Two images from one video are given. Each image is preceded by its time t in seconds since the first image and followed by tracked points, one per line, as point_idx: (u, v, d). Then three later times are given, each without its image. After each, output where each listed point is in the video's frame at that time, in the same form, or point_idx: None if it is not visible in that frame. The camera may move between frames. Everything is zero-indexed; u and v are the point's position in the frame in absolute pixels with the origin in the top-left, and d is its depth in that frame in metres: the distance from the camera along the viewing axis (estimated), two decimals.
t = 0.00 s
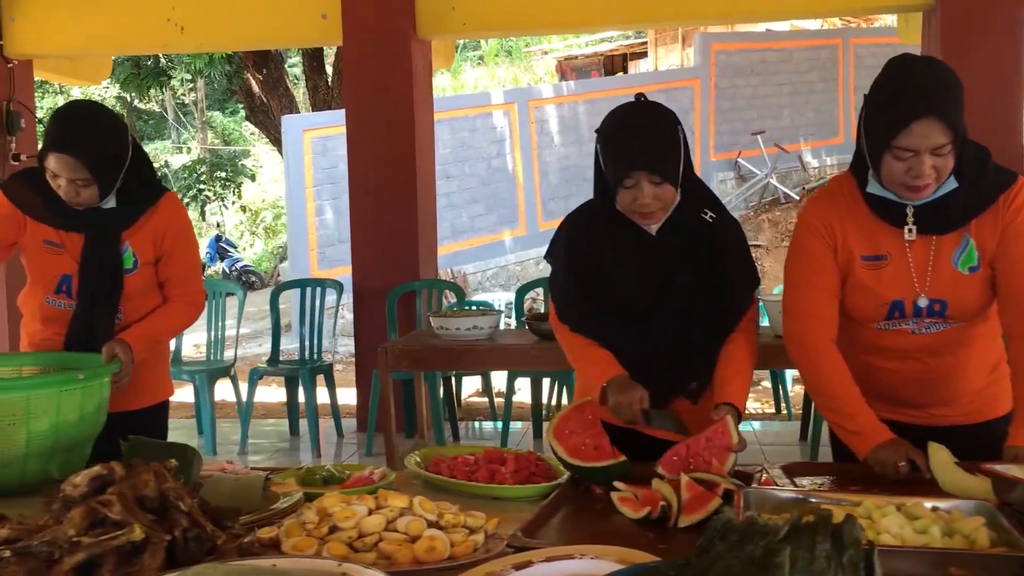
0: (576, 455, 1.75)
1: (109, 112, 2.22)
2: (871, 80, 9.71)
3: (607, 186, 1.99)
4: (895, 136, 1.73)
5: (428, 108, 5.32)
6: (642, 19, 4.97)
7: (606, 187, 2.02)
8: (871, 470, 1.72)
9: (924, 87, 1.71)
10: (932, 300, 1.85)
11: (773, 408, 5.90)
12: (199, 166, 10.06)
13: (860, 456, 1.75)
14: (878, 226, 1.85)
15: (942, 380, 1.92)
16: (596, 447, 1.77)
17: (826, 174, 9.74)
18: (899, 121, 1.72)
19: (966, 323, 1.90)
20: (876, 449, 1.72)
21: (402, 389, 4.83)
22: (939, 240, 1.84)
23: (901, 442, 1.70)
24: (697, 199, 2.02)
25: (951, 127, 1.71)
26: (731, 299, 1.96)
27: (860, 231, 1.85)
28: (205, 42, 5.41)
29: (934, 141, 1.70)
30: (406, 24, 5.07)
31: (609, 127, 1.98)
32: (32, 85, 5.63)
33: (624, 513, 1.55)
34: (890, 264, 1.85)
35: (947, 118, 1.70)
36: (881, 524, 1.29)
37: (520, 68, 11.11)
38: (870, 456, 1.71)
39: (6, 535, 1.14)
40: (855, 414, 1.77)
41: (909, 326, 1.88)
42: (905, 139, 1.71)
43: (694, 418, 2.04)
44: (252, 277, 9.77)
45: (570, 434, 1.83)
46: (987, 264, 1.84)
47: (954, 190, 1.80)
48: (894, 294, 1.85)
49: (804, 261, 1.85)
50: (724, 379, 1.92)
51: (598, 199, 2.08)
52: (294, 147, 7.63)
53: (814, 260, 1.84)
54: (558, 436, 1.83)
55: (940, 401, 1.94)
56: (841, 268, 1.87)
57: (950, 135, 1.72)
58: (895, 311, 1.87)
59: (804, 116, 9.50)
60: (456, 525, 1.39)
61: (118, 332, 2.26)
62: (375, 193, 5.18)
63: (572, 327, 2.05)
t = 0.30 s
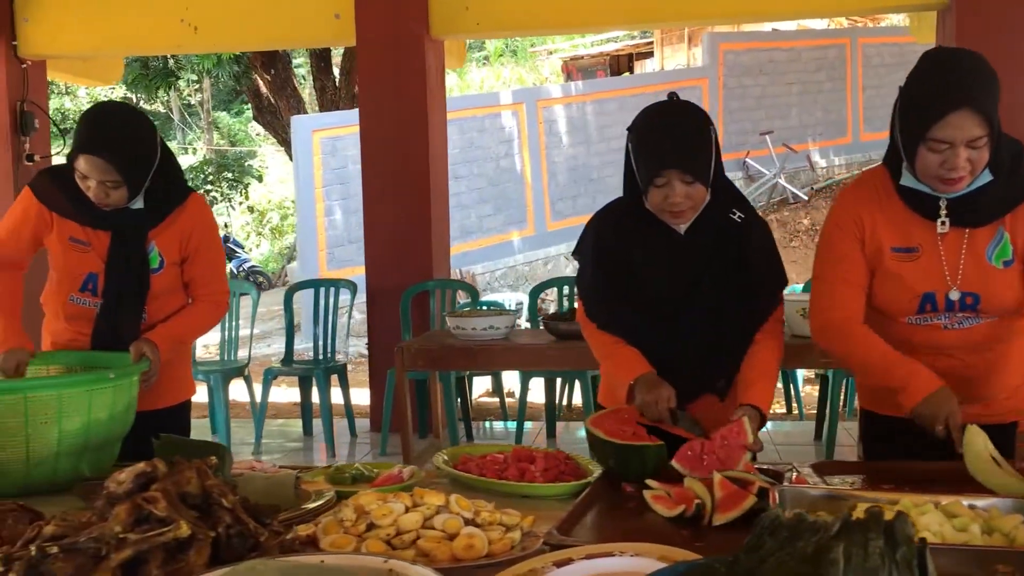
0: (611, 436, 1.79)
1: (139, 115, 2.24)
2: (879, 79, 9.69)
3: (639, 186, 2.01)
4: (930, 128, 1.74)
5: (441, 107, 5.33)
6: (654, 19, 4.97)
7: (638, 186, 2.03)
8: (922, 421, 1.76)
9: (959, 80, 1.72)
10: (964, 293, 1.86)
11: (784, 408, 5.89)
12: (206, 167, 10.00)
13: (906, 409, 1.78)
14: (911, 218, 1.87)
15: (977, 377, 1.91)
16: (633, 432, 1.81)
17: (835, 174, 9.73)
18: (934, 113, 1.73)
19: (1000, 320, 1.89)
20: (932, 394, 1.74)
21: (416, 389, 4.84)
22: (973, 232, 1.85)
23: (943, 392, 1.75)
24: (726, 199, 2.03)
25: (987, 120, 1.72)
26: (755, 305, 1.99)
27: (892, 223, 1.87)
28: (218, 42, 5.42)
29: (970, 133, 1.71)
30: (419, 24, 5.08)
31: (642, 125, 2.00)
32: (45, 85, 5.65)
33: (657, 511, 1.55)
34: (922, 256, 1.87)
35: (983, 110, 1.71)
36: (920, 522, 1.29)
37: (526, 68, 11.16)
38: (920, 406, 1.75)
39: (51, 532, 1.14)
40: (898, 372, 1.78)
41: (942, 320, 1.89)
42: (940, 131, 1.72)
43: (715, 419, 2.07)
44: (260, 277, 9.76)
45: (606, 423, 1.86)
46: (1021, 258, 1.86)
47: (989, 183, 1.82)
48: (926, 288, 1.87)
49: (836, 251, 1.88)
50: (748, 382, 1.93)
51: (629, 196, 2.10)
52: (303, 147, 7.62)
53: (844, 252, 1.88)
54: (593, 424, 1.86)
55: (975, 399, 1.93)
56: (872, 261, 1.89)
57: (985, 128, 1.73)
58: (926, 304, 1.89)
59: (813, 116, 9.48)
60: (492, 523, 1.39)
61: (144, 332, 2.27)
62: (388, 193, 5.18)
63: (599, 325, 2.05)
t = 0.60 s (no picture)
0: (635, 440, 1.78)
1: (154, 112, 2.24)
2: (883, 79, 9.70)
3: (663, 182, 2.02)
4: (965, 116, 1.77)
5: (451, 106, 5.34)
6: (663, 18, 4.97)
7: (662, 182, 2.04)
8: (949, 391, 1.77)
9: (996, 70, 1.75)
10: (989, 284, 1.87)
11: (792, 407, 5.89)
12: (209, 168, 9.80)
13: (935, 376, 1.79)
14: (941, 206, 1.87)
15: (996, 371, 1.92)
16: (655, 433, 1.80)
17: (839, 174, 9.71)
18: (970, 101, 1.76)
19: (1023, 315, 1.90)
20: (963, 365, 1.75)
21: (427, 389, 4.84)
22: (1002, 224, 1.86)
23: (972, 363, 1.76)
24: (749, 196, 2.04)
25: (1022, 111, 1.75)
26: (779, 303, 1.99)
27: (922, 210, 1.88)
28: (227, 43, 5.43)
29: (1005, 122, 1.74)
30: (429, 24, 5.09)
31: (665, 122, 2.01)
32: (54, 85, 5.67)
33: (687, 509, 1.55)
34: (951, 244, 1.87)
35: (1019, 99, 1.74)
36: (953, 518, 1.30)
37: (528, 69, 11.14)
38: (947, 378, 1.76)
39: (93, 528, 1.14)
40: (924, 344, 1.79)
41: (965, 312, 1.90)
42: (976, 119, 1.75)
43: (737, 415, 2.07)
44: (264, 278, 9.76)
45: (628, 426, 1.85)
46: None
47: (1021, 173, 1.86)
48: (952, 277, 1.88)
49: (864, 233, 1.88)
50: (774, 369, 1.94)
51: (652, 194, 2.11)
52: (308, 147, 7.63)
53: (874, 235, 1.88)
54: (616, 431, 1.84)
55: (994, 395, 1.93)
56: (900, 248, 1.90)
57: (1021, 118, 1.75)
58: (951, 294, 1.89)
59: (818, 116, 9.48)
60: (525, 520, 1.40)
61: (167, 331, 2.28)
62: (398, 193, 5.19)
63: (621, 323, 2.05)
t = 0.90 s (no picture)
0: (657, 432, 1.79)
1: (153, 108, 2.24)
2: (880, 79, 9.73)
3: (678, 181, 2.02)
4: (995, 111, 1.80)
5: (454, 107, 5.34)
6: (665, 18, 4.98)
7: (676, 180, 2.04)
8: (971, 383, 1.77)
9: None
10: (1012, 279, 1.88)
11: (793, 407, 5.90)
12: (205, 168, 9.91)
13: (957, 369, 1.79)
14: (966, 201, 1.89)
15: (1016, 367, 1.93)
16: (678, 430, 1.81)
17: (836, 174, 9.71)
18: (1000, 96, 1.78)
19: None
20: (983, 357, 1.76)
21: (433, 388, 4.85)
22: None
23: (995, 356, 1.76)
24: (764, 194, 2.03)
25: None
26: (790, 300, 1.99)
27: (946, 204, 1.89)
28: (230, 44, 5.42)
29: None
30: (433, 25, 5.09)
31: (681, 122, 2.00)
32: (56, 87, 5.65)
33: (709, 507, 1.54)
34: (974, 238, 1.89)
35: None
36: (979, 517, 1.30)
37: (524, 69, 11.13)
38: (969, 369, 1.77)
39: (125, 526, 1.14)
40: (945, 337, 1.81)
41: (986, 307, 1.91)
42: (1005, 113, 1.78)
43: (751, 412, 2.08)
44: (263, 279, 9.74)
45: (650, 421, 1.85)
46: None
47: None
48: (974, 270, 1.89)
49: (886, 226, 1.91)
50: (773, 370, 1.93)
51: (666, 194, 2.10)
52: (308, 148, 7.62)
53: (896, 227, 1.90)
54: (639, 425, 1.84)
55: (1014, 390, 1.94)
56: (922, 241, 1.91)
57: None
58: (973, 288, 1.91)
59: (815, 116, 9.50)
60: (551, 518, 1.39)
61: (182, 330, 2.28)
62: (401, 193, 5.19)
63: (633, 318, 2.07)
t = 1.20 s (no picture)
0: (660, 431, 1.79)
1: (154, 106, 2.23)
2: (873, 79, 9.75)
3: (682, 181, 2.02)
4: (1002, 110, 1.82)
5: (451, 107, 5.34)
6: (661, 19, 5.00)
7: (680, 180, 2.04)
8: (980, 385, 1.81)
9: None
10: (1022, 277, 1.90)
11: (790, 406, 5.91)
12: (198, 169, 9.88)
13: (964, 372, 1.83)
14: (975, 199, 1.91)
15: None
16: (685, 429, 1.79)
17: (830, 174, 9.70)
18: (1008, 95, 1.80)
19: None
20: (992, 359, 1.79)
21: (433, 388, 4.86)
22: None
23: (1003, 358, 1.79)
24: (768, 192, 2.04)
25: None
26: (794, 298, 1.99)
27: (955, 202, 1.91)
28: (227, 44, 5.41)
29: None
30: (431, 25, 5.09)
31: (684, 122, 2.01)
32: (53, 87, 5.63)
33: (719, 503, 1.55)
34: (983, 236, 1.91)
35: None
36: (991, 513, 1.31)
37: (517, 70, 11.13)
38: (979, 371, 1.80)
39: (144, 524, 1.14)
40: (954, 340, 1.83)
41: (996, 304, 1.93)
42: (1012, 112, 1.80)
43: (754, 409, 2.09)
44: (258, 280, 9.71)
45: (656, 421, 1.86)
46: None
47: None
48: (983, 267, 1.91)
49: (894, 225, 1.93)
50: (775, 367, 1.92)
51: (670, 194, 2.10)
52: (303, 148, 7.60)
53: (905, 226, 1.92)
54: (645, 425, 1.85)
55: None
56: (930, 239, 1.93)
57: None
58: (983, 286, 1.92)
59: (809, 116, 9.52)
60: (564, 515, 1.40)
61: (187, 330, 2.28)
62: (399, 193, 5.20)
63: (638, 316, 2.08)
